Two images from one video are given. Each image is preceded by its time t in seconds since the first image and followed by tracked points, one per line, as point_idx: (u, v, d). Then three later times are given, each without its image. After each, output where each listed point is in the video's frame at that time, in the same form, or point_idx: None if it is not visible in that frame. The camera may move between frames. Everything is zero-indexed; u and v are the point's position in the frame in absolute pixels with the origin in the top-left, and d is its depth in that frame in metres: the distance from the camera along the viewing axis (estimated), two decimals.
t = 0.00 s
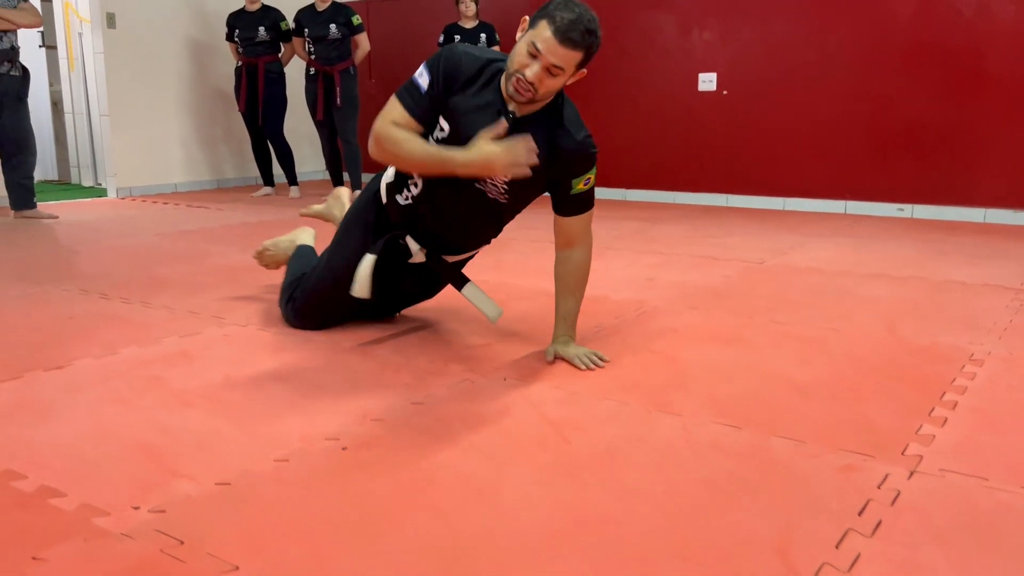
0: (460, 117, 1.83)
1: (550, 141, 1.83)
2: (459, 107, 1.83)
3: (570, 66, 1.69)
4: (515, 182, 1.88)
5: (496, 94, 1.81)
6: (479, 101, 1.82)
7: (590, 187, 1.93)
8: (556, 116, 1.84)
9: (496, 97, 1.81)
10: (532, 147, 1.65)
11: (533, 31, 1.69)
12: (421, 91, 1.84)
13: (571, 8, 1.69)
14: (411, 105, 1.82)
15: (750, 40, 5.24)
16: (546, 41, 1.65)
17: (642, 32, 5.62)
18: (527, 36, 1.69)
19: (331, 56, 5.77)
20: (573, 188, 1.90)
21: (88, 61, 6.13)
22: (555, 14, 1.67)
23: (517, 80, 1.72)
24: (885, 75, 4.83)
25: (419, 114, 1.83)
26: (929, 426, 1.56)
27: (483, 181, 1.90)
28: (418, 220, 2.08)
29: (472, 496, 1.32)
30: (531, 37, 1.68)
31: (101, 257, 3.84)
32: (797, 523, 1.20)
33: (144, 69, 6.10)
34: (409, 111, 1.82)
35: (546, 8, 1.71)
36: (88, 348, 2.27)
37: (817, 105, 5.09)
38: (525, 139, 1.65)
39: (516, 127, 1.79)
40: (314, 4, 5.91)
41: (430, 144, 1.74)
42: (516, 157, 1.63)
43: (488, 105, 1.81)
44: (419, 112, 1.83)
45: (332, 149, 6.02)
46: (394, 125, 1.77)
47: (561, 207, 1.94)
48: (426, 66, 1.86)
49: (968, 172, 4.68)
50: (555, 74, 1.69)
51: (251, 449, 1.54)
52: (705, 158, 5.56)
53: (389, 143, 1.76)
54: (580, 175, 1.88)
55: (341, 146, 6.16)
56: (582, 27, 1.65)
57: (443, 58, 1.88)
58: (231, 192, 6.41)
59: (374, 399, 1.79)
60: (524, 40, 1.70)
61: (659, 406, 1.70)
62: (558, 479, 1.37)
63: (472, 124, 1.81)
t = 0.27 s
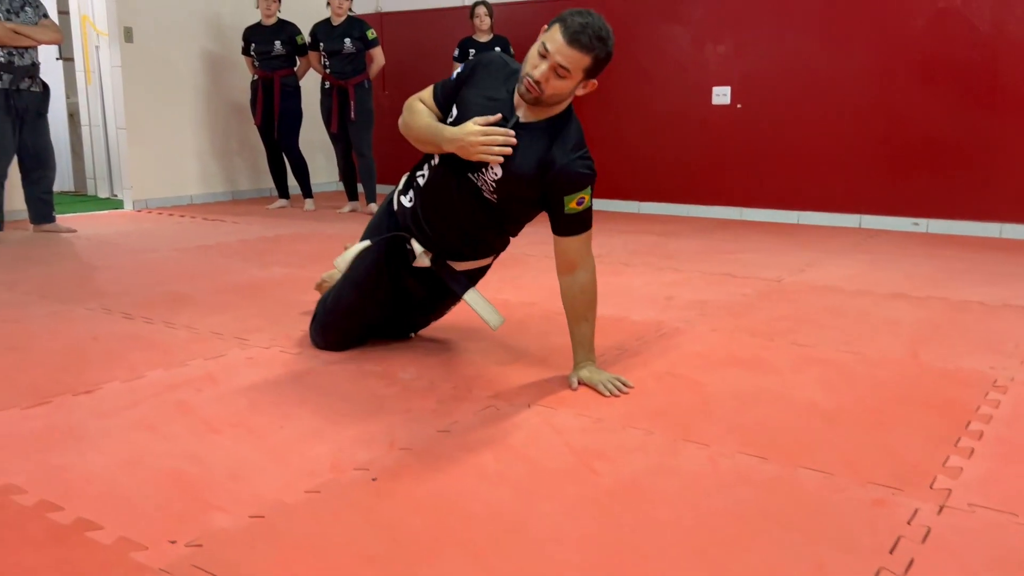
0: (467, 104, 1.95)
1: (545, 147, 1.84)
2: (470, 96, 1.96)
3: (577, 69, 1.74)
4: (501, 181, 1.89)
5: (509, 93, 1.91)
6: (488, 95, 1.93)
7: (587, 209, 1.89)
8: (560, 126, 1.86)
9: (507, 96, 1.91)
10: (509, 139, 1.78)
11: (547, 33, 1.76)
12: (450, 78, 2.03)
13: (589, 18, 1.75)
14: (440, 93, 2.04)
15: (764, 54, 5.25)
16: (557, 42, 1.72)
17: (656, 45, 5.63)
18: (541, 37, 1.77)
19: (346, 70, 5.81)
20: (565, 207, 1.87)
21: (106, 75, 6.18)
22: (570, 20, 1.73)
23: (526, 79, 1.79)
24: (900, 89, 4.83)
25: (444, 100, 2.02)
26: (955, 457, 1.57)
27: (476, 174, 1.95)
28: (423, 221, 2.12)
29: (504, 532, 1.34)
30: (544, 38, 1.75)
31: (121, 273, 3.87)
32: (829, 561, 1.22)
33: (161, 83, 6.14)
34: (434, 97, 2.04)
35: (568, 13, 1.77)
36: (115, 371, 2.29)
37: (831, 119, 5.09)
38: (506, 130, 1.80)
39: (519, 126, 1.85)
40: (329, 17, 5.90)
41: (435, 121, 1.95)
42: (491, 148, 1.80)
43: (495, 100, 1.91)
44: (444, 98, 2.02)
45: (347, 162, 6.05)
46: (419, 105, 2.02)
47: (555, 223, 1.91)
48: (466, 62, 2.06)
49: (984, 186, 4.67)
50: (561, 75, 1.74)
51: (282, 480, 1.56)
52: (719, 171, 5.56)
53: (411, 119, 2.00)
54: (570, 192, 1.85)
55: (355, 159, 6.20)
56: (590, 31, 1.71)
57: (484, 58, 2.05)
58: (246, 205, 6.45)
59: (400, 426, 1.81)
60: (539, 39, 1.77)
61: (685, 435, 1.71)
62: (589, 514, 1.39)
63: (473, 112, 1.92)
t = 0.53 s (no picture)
0: (482, 120, 1.95)
1: (562, 163, 1.85)
2: (485, 112, 1.96)
3: (593, 86, 1.74)
4: (519, 197, 1.90)
5: (524, 109, 1.91)
6: (503, 110, 1.93)
7: (603, 223, 1.90)
8: (576, 142, 1.87)
9: (522, 111, 1.91)
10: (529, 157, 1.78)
11: (564, 51, 1.76)
12: (463, 93, 2.03)
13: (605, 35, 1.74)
14: (453, 107, 2.03)
15: (779, 63, 5.24)
16: (574, 60, 1.72)
17: (670, 53, 5.63)
18: (557, 55, 1.77)
19: (361, 79, 5.85)
20: (583, 221, 1.88)
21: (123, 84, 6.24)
22: (586, 38, 1.73)
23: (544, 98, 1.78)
24: (916, 97, 4.81)
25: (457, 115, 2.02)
26: (975, 473, 1.56)
27: (493, 190, 1.95)
28: (439, 238, 2.14)
29: (523, 546, 1.34)
30: (561, 56, 1.75)
31: (139, 282, 3.91)
32: None
33: (179, 92, 6.20)
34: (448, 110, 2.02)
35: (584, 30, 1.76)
36: (134, 381, 2.31)
37: (847, 127, 5.07)
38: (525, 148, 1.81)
39: (535, 143, 1.85)
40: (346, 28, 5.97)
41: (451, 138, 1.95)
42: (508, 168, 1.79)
43: (510, 115, 1.91)
44: (457, 113, 2.02)
45: (362, 171, 6.09)
46: (434, 121, 2.01)
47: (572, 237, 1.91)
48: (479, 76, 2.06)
49: (1002, 194, 4.64)
50: (578, 93, 1.74)
51: (302, 493, 1.57)
52: (733, 179, 5.55)
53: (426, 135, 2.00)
54: (589, 207, 1.86)
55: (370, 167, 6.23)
56: (608, 49, 1.72)
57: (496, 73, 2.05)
58: (262, 213, 6.49)
59: (418, 439, 1.82)
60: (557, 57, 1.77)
61: (702, 449, 1.71)
62: (607, 529, 1.39)
63: (489, 128, 1.92)
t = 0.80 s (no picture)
0: (493, 142, 1.89)
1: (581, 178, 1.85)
2: (492, 132, 1.89)
3: (614, 103, 1.72)
4: (543, 216, 1.90)
5: (533, 125, 1.85)
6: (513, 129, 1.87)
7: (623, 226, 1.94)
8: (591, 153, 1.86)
9: (531, 126, 1.85)
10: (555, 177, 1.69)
11: (581, 70, 1.70)
12: (459, 113, 1.94)
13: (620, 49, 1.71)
14: (451, 128, 1.93)
15: (789, 66, 5.23)
16: (597, 80, 1.68)
17: (680, 57, 5.63)
18: (574, 74, 1.71)
19: (370, 83, 5.87)
20: (606, 226, 1.91)
21: (134, 89, 6.27)
22: (605, 54, 1.69)
23: (564, 118, 1.74)
24: (928, 101, 4.79)
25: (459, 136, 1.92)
26: (989, 482, 1.55)
27: (513, 212, 1.95)
28: (454, 257, 2.13)
29: (533, 555, 1.34)
30: (579, 75, 1.70)
31: (149, 286, 3.92)
32: None
33: (190, 97, 6.23)
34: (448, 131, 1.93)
35: (596, 44, 1.72)
36: (145, 387, 2.32)
37: (857, 131, 5.05)
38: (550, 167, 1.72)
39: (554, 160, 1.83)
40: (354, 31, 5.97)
41: (462, 163, 1.86)
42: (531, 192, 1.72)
43: (521, 133, 1.86)
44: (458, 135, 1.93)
45: (371, 175, 6.10)
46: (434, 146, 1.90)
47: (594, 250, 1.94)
48: (470, 91, 1.97)
49: (1013, 199, 4.61)
50: (600, 111, 1.72)
51: (312, 500, 1.57)
52: (743, 183, 5.54)
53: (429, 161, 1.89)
54: (613, 212, 1.89)
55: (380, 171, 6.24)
56: (628, 64, 1.69)
57: (488, 86, 1.96)
58: (271, 217, 6.51)
59: (428, 445, 1.82)
60: (572, 75, 1.72)
61: (713, 457, 1.71)
62: (618, 539, 1.38)
63: (503, 151, 1.86)
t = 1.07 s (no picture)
0: (518, 190, 1.85)
1: (604, 202, 1.88)
2: (515, 180, 1.84)
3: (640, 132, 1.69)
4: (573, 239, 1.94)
5: (554, 164, 1.82)
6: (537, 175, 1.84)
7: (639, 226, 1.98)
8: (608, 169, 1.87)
9: (552, 166, 1.82)
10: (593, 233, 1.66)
11: (603, 109, 1.64)
12: (468, 162, 1.80)
13: (640, 81, 1.64)
14: (464, 179, 1.81)
15: (796, 68, 5.22)
16: (624, 120, 1.63)
17: (686, 59, 5.62)
18: (596, 114, 1.65)
19: (377, 86, 5.89)
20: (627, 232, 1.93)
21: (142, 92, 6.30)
22: (627, 91, 1.63)
23: (594, 155, 1.72)
24: (936, 103, 4.77)
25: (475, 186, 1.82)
26: (994, 484, 1.55)
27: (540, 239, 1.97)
28: (477, 283, 2.14)
29: (536, 557, 1.34)
30: (603, 116, 1.64)
31: (156, 288, 3.94)
32: None
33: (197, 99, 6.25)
34: (465, 184, 1.81)
35: (613, 79, 1.64)
36: (151, 388, 2.33)
37: (864, 133, 5.04)
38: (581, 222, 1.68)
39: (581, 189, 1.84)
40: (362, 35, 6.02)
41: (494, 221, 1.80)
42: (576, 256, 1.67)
43: (546, 177, 1.83)
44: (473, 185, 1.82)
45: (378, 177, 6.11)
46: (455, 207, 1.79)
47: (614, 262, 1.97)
48: (469, 132, 1.82)
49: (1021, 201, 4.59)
50: (629, 144, 1.69)
51: (316, 501, 1.58)
52: (749, 185, 5.53)
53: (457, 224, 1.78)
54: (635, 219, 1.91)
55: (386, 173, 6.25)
56: (653, 96, 1.65)
57: (486, 124, 1.84)
58: (278, 219, 6.53)
59: (432, 447, 1.82)
60: (594, 114, 1.66)
61: (717, 459, 1.71)
62: (621, 541, 1.38)
63: (533, 198, 1.85)
